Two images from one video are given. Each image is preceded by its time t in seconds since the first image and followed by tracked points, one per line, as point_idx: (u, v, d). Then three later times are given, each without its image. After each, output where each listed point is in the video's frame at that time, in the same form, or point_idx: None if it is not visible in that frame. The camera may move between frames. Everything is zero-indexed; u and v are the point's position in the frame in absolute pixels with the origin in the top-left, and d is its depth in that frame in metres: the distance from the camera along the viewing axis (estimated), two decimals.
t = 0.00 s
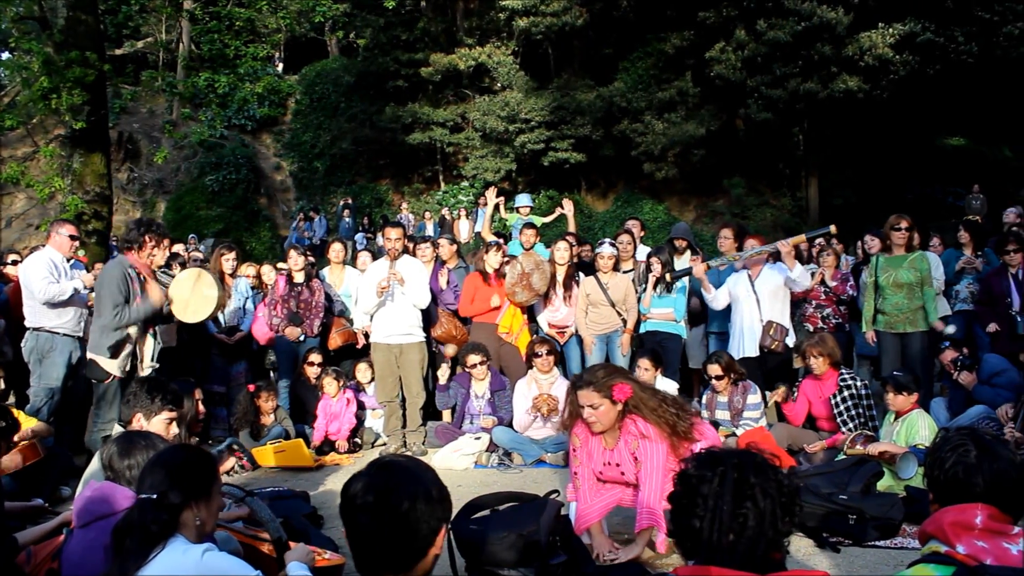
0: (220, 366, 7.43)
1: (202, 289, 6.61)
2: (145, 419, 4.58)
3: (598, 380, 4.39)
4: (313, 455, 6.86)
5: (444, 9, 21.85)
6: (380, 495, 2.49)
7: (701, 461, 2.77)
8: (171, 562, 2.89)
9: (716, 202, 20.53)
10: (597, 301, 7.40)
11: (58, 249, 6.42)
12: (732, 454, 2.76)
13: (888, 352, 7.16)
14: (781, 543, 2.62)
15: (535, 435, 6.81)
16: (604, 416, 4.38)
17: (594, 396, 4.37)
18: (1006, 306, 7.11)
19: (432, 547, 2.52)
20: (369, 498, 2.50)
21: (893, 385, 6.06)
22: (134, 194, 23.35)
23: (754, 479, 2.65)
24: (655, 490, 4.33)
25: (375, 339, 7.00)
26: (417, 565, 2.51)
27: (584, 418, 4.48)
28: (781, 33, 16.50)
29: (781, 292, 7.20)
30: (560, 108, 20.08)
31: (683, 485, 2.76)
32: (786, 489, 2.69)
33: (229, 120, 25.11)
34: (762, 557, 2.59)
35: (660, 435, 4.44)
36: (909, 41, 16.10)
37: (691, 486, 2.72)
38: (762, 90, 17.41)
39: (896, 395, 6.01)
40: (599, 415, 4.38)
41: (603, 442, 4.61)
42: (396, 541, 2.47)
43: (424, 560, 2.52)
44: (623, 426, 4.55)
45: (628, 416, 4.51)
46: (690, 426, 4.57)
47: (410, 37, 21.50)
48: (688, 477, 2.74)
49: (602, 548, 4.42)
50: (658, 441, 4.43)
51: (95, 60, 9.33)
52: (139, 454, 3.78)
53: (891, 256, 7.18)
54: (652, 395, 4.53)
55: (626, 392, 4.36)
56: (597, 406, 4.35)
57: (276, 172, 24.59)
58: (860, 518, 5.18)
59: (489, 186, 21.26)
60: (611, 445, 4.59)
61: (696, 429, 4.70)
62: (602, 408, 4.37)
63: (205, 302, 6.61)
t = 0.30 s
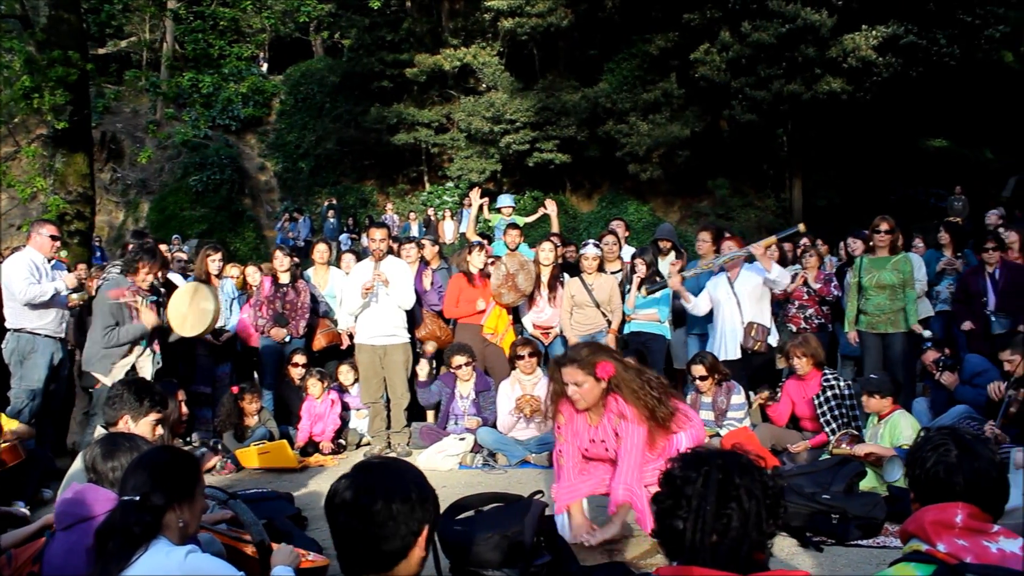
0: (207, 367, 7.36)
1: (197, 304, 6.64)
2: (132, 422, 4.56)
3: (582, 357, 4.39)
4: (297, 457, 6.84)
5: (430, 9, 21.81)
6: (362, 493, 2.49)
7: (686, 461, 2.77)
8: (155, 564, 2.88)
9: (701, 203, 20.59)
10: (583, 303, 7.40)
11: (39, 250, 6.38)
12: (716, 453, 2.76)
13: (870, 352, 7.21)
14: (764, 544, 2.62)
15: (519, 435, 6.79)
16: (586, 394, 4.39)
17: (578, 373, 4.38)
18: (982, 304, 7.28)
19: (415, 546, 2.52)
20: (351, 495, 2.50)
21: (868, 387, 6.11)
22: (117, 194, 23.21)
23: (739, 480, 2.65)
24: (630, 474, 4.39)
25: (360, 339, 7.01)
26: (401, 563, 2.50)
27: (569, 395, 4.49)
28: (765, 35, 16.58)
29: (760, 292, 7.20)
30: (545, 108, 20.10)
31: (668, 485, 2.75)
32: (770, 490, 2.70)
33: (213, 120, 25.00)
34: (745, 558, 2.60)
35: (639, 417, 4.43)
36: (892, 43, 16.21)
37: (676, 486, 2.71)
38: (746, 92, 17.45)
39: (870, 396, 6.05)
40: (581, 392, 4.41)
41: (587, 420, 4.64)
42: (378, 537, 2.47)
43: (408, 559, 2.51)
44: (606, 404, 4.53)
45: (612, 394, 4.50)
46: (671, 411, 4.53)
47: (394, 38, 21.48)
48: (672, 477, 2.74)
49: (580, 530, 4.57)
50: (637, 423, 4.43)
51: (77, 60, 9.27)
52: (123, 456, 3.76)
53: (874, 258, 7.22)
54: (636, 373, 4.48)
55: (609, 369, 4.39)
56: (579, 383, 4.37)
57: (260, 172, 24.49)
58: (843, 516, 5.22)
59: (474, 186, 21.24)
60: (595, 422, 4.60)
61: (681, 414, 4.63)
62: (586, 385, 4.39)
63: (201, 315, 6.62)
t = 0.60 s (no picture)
0: (190, 367, 7.36)
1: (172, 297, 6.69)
2: (119, 424, 4.52)
3: (574, 317, 4.35)
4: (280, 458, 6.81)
5: (414, 10, 21.77)
6: (332, 500, 2.49)
7: (674, 459, 2.78)
8: (135, 567, 2.86)
9: (684, 204, 20.68)
10: (568, 302, 7.35)
11: (19, 250, 6.35)
12: (704, 452, 2.77)
13: (853, 353, 7.26)
14: (749, 544, 2.63)
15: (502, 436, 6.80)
16: (575, 355, 4.35)
17: (568, 331, 4.33)
18: (958, 305, 7.36)
19: (390, 548, 2.51)
20: (321, 504, 2.50)
21: (856, 385, 6.17)
22: (99, 194, 23.05)
23: (724, 480, 2.66)
24: (611, 443, 4.39)
25: (343, 340, 6.99)
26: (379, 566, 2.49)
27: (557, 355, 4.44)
28: (748, 37, 16.67)
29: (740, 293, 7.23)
30: (529, 109, 20.13)
31: (654, 482, 2.77)
32: (757, 491, 2.71)
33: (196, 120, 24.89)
34: (731, 558, 2.60)
35: (622, 388, 4.44)
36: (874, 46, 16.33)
37: (662, 484, 2.73)
38: (729, 93, 17.52)
39: (857, 393, 6.11)
40: (569, 351, 4.35)
41: (574, 384, 4.62)
42: (352, 539, 2.46)
43: (385, 561, 2.50)
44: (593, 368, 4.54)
45: (598, 359, 4.50)
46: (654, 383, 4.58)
47: (379, 38, 21.46)
48: (660, 475, 2.75)
49: (561, 497, 4.40)
50: (620, 393, 4.44)
51: (59, 58, 9.22)
52: (105, 457, 3.73)
53: (856, 258, 7.28)
54: (623, 340, 4.50)
55: (599, 331, 4.36)
56: (570, 342, 4.33)
57: (243, 173, 24.41)
58: (826, 516, 5.25)
59: (458, 187, 21.24)
60: (581, 387, 4.59)
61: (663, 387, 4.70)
62: (575, 345, 4.34)
63: (175, 308, 6.67)
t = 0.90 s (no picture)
0: (179, 369, 7.43)
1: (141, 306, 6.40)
2: (109, 426, 4.49)
3: (578, 274, 4.44)
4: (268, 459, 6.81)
5: (402, 10, 21.73)
6: (309, 504, 2.48)
7: (659, 462, 2.77)
8: (122, 569, 2.84)
9: (672, 205, 20.73)
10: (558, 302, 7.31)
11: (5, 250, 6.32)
12: (688, 455, 2.76)
13: (840, 353, 7.28)
14: (736, 544, 2.63)
15: (490, 437, 6.78)
16: (574, 313, 4.41)
17: (570, 288, 4.41)
18: (947, 306, 7.37)
19: (371, 546, 2.52)
20: (298, 509, 2.49)
21: (843, 385, 6.19)
22: (87, 195, 22.95)
23: (710, 481, 2.65)
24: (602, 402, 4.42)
25: (332, 341, 6.97)
26: (360, 566, 2.51)
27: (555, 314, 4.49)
28: (736, 38, 16.70)
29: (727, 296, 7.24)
30: (518, 110, 20.14)
31: (641, 486, 2.76)
32: (743, 492, 2.71)
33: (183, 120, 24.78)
34: (718, 560, 2.60)
35: (618, 349, 4.47)
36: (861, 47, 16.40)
37: (649, 487, 2.73)
38: (718, 94, 17.56)
39: (844, 393, 6.13)
40: (569, 307, 4.41)
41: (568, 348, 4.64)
42: (333, 540, 2.46)
43: (367, 560, 2.52)
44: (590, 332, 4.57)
45: (597, 324, 4.53)
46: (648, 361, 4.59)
47: (367, 39, 21.41)
48: (645, 477, 2.75)
49: (549, 457, 4.50)
50: (615, 357, 4.47)
51: (44, 58, 9.16)
52: (92, 459, 3.72)
53: (844, 260, 7.32)
54: (623, 308, 4.56)
55: (601, 292, 4.43)
56: (570, 298, 4.39)
57: (231, 173, 24.34)
58: (814, 516, 5.29)
59: (446, 187, 21.23)
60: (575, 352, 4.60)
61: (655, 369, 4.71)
62: (575, 303, 4.40)
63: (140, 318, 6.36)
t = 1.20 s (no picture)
0: (162, 371, 7.41)
1: (124, 322, 6.41)
2: (96, 427, 4.45)
3: (587, 242, 4.50)
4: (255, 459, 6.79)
5: (390, 9, 21.70)
6: (311, 497, 2.48)
7: (646, 460, 2.77)
8: (107, 570, 2.83)
9: (660, 204, 20.79)
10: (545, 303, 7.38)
11: None
12: (677, 453, 2.76)
13: (826, 352, 7.32)
14: (722, 542, 2.63)
15: (479, 436, 6.79)
16: (578, 278, 4.44)
17: (577, 253, 4.46)
18: (939, 306, 7.44)
19: (370, 547, 2.50)
20: (300, 503, 2.49)
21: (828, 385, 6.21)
22: (72, 194, 22.82)
23: (697, 480, 2.66)
24: (590, 360, 4.36)
25: (319, 341, 6.96)
26: (357, 567, 2.48)
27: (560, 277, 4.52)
28: (724, 38, 16.75)
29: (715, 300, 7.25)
30: (505, 109, 20.15)
31: (630, 484, 2.76)
32: (730, 491, 2.71)
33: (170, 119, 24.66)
34: (704, 559, 2.61)
35: (616, 314, 4.45)
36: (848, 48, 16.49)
37: (636, 485, 2.73)
38: (705, 94, 17.61)
39: (828, 394, 6.16)
40: (575, 271, 4.46)
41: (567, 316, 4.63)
42: (332, 538, 2.45)
43: (365, 561, 2.49)
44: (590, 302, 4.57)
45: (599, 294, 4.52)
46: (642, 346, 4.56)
47: (354, 38, 21.34)
48: (633, 476, 2.76)
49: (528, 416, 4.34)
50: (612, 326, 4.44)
51: (29, 56, 9.11)
52: (77, 460, 3.70)
53: (829, 259, 7.36)
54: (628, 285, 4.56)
55: (608, 261, 4.46)
56: (576, 263, 4.44)
57: (218, 172, 24.25)
58: (801, 515, 5.27)
59: (434, 187, 21.23)
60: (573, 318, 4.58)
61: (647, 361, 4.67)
62: (580, 269, 4.44)
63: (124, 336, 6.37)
